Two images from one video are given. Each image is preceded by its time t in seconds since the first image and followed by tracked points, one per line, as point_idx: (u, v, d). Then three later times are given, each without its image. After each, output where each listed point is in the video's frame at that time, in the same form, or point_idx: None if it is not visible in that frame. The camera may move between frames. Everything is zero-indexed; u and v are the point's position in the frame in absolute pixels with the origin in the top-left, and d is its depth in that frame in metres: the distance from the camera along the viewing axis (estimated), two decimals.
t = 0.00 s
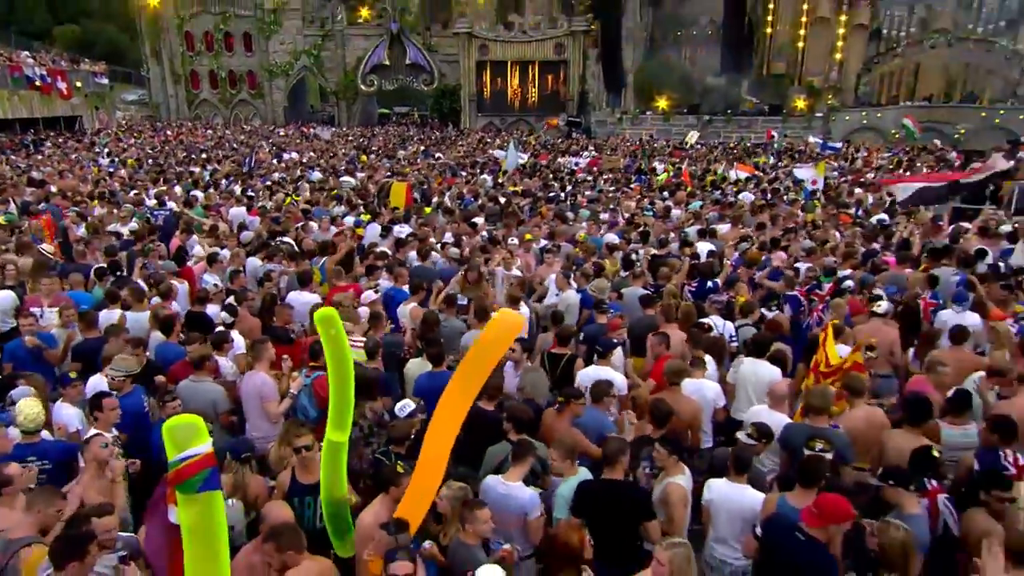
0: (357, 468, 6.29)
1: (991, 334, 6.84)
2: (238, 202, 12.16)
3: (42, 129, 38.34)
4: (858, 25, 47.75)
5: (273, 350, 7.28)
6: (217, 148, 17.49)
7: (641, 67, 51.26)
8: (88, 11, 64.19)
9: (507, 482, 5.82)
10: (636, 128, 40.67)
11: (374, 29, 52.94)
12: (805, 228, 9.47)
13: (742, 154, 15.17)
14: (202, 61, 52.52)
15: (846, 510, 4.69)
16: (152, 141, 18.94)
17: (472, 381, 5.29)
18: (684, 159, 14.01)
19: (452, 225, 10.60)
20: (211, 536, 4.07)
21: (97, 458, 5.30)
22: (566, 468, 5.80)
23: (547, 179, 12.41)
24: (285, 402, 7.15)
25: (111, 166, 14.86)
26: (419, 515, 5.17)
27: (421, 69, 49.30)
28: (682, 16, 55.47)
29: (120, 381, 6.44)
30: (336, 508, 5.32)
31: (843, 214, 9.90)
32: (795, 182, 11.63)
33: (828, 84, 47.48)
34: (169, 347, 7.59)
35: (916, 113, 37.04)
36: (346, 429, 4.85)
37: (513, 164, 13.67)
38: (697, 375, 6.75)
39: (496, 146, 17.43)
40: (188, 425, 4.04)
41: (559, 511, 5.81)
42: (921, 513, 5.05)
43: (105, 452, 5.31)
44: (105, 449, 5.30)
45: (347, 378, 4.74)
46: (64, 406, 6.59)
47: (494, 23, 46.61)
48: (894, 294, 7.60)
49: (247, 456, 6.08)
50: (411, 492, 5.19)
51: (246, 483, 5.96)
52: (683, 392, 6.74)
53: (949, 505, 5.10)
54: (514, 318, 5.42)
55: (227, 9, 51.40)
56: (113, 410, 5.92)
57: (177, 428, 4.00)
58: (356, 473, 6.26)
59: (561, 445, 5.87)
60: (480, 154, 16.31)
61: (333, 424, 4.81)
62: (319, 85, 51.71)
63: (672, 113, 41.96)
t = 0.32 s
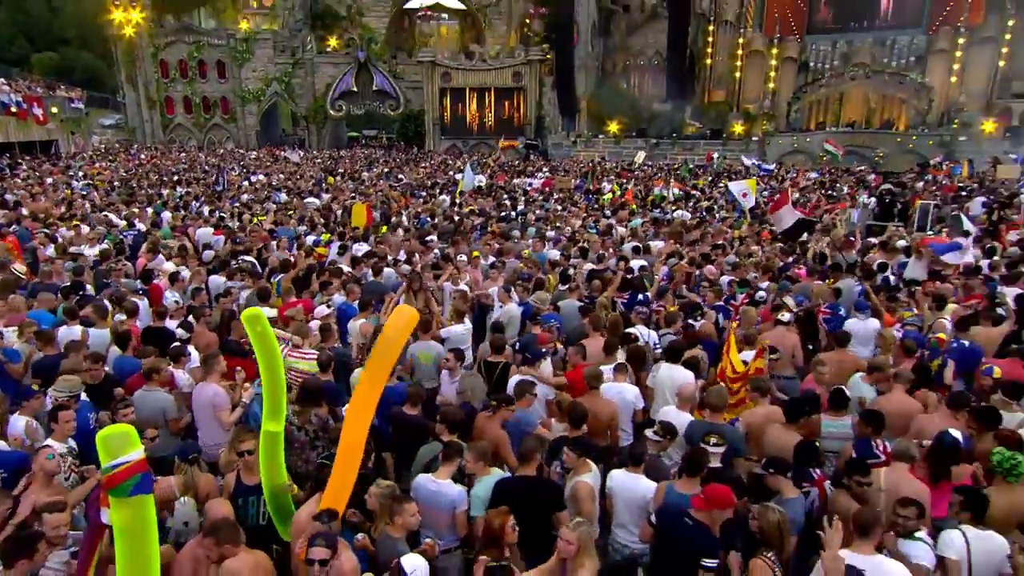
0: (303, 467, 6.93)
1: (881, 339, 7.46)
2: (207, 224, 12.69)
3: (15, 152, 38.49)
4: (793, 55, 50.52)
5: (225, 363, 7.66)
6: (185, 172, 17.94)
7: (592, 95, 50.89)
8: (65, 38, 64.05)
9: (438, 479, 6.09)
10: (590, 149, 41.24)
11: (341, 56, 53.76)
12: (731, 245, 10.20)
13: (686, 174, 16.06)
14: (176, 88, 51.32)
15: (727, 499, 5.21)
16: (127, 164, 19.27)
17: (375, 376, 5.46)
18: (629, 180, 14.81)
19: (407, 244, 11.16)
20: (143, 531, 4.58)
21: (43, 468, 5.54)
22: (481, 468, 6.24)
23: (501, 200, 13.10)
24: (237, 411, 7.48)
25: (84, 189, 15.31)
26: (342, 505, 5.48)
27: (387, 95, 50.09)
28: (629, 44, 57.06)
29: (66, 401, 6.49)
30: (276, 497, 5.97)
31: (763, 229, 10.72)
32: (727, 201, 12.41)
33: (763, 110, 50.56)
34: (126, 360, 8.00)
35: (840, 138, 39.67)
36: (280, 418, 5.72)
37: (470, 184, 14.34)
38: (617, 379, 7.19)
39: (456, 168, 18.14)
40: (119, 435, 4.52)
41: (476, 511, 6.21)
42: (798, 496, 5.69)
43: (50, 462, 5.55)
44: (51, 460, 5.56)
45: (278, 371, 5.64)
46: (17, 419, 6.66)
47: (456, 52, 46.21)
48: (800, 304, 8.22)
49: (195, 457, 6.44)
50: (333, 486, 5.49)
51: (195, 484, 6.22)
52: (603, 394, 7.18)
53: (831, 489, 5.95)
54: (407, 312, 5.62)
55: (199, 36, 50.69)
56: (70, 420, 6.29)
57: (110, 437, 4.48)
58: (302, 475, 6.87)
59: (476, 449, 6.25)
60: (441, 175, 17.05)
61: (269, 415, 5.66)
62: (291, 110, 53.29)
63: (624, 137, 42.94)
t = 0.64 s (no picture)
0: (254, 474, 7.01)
1: (788, 348, 8.13)
2: (176, 246, 13.15)
3: None
4: (730, 86, 50.03)
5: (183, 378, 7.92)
6: (156, 195, 18.34)
7: (550, 120, 49.84)
8: (42, 64, 64.45)
9: (375, 482, 6.39)
10: (548, 172, 41.73)
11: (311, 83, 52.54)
12: (668, 262, 10.78)
13: (637, 194, 16.81)
14: (150, 113, 50.13)
15: (631, 494, 5.50)
16: (99, 188, 19.46)
17: (277, 378, 5.91)
18: (580, 201, 15.50)
19: (365, 263, 11.66)
20: (81, 549, 4.69)
21: None
22: (419, 472, 6.42)
23: (458, 221, 13.71)
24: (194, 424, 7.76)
25: (54, 213, 15.60)
26: (275, 501, 5.90)
27: (356, 120, 49.82)
28: (585, 73, 53.44)
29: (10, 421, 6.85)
30: (190, 513, 5.82)
31: (697, 247, 11.45)
32: (671, 219, 13.13)
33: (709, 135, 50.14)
34: (84, 376, 8.31)
35: (776, 160, 39.32)
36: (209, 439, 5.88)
37: (430, 206, 14.94)
38: (550, 388, 7.53)
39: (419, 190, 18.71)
40: (63, 456, 4.63)
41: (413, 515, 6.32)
42: (700, 491, 6.16)
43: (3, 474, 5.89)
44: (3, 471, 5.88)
45: (208, 391, 5.89)
46: None
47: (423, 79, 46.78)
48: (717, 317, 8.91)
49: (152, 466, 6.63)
50: (262, 484, 5.88)
51: (156, 488, 6.34)
52: (535, 402, 7.50)
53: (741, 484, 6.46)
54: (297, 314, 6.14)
55: (174, 63, 50.46)
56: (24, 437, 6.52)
57: (57, 456, 4.58)
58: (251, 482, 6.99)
59: (414, 453, 6.49)
60: (404, 197, 17.61)
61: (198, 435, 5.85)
62: (264, 135, 52.21)
63: (578, 160, 43.27)
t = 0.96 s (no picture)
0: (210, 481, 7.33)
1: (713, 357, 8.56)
2: (147, 267, 13.59)
3: None
4: (679, 114, 51.00)
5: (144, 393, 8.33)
6: (130, 219, 18.81)
7: (512, 144, 49.58)
8: (20, 92, 64.67)
9: (317, 487, 6.71)
10: (510, 194, 42.03)
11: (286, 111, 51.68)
12: (614, 277, 11.39)
13: (592, 216, 17.51)
14: (126, 138, 50.01)
15: (541, 486, 5.80)
16: (72, 211, 19.75)
17: (206, 384, 6.51)
18: (536, 222, 16.14)
19: (328, 283, 12.17)
20: None
21: None
22: (371, 472, 6.71)
23: (420, 242, 14.32)
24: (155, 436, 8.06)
25: (24, 236, 15.94)
26: (217, 504, 6.43)
27: (326, 145, 49.32)
28: (545, 102, 54.89)
29: None
30: (134, 510, 6.20)
31: (642, 264, 12.07)
32: (620, 237, 13.89)
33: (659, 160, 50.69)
34: (46, 395, 8.53)
35: (721, 183, 39.54)
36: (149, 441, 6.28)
37: (394, 227, 15.58)
38: (491, 398, 7.90)
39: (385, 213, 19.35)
40: None
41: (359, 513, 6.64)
42: (618, 489, 6.47)
43: None
44: None
45: (149, 396, 6.39)
46: None
47: (391, 106, 47.22)
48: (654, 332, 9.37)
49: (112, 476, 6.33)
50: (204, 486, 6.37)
51: (118, 499, 6.19)
52: (476, 413, 7.87)
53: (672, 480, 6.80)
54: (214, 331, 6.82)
55: (150, 91, 49.85)
56: None
57: None
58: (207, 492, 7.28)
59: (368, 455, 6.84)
60: (370, 219, 18.22)
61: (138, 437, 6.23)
62: (238, 159, 51.39)
63: (536, 182, 43.92)
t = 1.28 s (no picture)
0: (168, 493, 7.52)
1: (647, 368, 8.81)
2: (120, 287, 14.00)
3: None
4: (634, 139, 50.15)
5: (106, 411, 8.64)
6: (105, 240, 19.13)
7: (477, 166, 50.45)
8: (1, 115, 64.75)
9: (266, 495, 7.01)
10: (477, 215, 42.54)
11: (261, 134, 52.23)
12: (566, 292, 11.95)
13: (553, 236, 18.18)
14: (103, 161, 49.99)
15: (468, 483, 6.09)
16: (49, 233, 20.01)
17: (147, 412, 6.98)
18: (497, 242, 16.74)
19: (293, 302, 12.62)
20: None
21: None
22: (327, 479, 6.83)
23: (385, 262, 14.88)
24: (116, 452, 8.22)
25: None
26: (166, 514, 6.83)
27: (300, 167, 50.72)
28: (509, 127, 55.05)
29: None
30: (88, 517, 6.35)
31: (593, 281, 12.65)
32: (576, 256, 14.61)
33: (618, 182, 50.20)
34: (10, 413, 8.71)
35: (674, 204, 40.09)
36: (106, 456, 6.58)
37: (363, 247, 16.19)
38: (438, 409, 8.16)
39: (354, 235, 19.96)
40: None
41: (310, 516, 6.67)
42: (548, 492, 6.57)
43: None
44: None
45: (111, 415, 6.80)
46: None
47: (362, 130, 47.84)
48: (600, 342, 9.70)
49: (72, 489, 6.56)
50: (150, 498, 6.71)
51: (76, 508, 6.41)
52: (424, 424, 8.12)
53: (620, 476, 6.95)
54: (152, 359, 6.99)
55: (126, 116, 49.64)
56: None
57: None
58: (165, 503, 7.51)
59: (323, 461, 6.89)
60: (340, 240, 18.79)
61: (98, 452, 6.57)
62: (214, 181, 52.05)
63: (502, 203, 44.71)
